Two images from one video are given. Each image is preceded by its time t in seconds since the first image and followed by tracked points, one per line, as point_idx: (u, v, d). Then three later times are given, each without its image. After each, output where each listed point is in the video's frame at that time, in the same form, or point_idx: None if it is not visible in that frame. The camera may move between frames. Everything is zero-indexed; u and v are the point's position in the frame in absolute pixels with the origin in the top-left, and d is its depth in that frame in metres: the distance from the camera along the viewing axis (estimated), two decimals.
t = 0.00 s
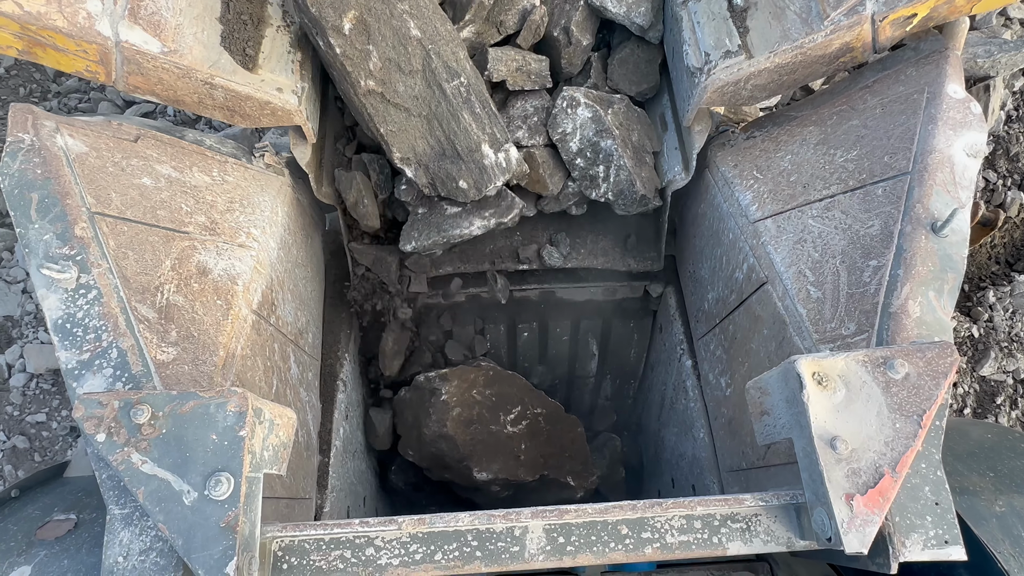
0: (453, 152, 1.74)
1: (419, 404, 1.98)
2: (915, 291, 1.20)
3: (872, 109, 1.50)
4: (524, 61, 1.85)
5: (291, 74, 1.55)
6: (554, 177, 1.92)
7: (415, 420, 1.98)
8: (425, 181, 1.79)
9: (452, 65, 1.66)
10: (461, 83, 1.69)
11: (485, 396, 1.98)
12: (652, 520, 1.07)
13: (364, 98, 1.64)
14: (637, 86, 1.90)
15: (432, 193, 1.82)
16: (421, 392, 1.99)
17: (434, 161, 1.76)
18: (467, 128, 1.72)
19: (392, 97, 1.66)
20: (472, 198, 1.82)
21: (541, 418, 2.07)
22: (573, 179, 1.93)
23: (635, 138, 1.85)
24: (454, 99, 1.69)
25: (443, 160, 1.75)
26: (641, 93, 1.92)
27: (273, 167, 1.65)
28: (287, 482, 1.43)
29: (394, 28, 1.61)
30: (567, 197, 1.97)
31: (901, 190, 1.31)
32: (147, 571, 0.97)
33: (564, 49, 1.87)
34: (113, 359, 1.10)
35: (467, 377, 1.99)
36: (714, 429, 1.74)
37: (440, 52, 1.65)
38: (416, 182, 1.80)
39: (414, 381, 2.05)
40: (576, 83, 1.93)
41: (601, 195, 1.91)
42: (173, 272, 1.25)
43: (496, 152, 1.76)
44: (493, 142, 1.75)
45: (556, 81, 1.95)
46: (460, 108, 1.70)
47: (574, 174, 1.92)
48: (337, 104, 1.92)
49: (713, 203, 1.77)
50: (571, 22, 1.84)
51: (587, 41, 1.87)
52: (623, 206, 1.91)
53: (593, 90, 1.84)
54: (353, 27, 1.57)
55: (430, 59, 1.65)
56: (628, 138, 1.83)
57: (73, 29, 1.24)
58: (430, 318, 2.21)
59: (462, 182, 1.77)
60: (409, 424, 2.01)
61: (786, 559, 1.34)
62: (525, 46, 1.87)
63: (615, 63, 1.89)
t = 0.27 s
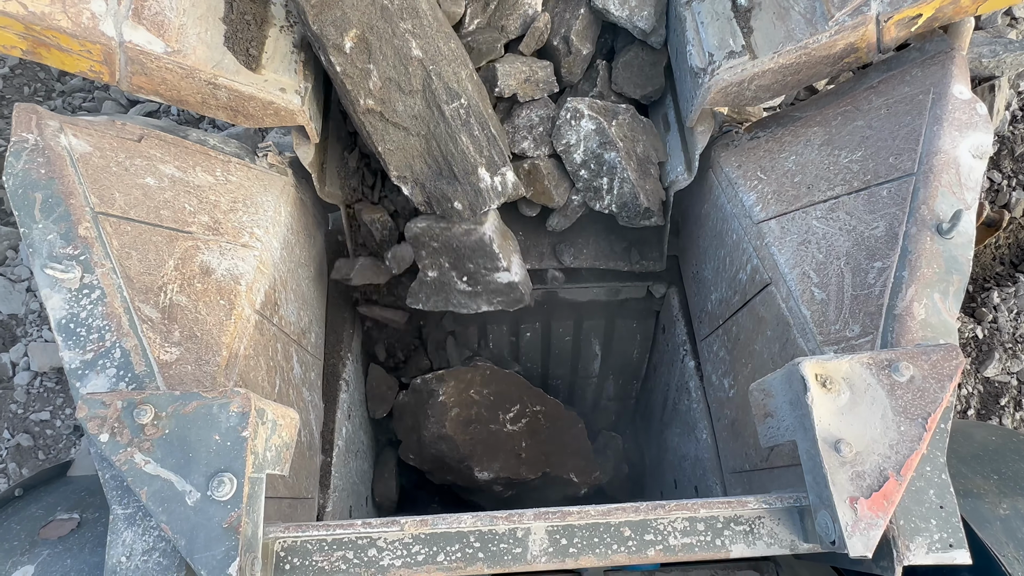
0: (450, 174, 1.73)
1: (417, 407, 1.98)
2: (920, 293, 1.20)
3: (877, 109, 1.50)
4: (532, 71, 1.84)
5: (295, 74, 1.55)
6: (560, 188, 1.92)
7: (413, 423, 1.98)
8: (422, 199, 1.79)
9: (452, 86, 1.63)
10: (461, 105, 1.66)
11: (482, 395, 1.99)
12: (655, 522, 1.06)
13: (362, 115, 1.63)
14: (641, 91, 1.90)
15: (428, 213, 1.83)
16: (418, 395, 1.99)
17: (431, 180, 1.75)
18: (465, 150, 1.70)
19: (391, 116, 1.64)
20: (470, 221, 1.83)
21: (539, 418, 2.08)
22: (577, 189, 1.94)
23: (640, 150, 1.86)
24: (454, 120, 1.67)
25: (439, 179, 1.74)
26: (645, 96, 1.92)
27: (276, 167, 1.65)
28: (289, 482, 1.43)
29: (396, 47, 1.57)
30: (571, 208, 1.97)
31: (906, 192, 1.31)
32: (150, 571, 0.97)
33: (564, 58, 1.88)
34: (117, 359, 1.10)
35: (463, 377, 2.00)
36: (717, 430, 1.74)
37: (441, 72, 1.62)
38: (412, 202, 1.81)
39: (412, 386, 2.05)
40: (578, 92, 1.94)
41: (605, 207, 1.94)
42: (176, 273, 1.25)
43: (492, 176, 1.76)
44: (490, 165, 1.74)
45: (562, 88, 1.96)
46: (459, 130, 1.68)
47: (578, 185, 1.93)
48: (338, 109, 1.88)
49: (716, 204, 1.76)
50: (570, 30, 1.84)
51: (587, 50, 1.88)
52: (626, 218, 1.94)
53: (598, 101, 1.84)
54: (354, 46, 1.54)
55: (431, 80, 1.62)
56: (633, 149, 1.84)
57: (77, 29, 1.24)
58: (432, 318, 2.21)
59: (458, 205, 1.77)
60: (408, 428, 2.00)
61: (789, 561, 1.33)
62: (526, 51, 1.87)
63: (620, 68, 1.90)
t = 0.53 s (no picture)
0: (452, 182, 1.76)
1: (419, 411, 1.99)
2: (927, 295, 1.19)
3: (884, 110, 1.49)
4: (540, 74, 1.86)
5: (299, 73, 1.55)
6: (566, 196, 1.91)
7: (415, 427, 1.99)
8: (423, 207, 1.82)
9: (457, 96, 1.64)
10: (465, 113, 1.67)
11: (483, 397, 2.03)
12: (659, 524, 1.06)
13: (365, 123, 1.64)
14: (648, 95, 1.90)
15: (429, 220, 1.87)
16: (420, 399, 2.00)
17: (433, 188, 1.78)
18: (468, 159, 1.72)
19: (395, 124, 1.65)
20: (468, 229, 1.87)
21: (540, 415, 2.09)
22: (582, 199, 1.94)
23: (646, 159, 1.84)
24: (456, 129, 1.68)
25: (442, 188, 1.77)
26: (651, 99, 1.91)
27: (281, 166, 1.65)
28: (293, 481, 1.43)
29: (400, 56, 1.57)
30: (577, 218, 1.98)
31: (913, 193, 1.30)
32: (155, 571, 0.97)
33: (570, 63, 1.87)
34: (122, 358, 1.10)
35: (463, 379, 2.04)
36: (720, 431, 1.73)
37: (446, 81, 1.62)
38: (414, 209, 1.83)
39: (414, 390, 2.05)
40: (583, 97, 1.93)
41: (609, 217, 1.94)
42: (180, 272, 1.25)
43: (495, 186, 1.78)
44: (492, 174, 1.76)
45: (568, 92, 1.96)
46: (461, 138, 1.69)
47: (583, 194, 1.92)
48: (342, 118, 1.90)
49: (721, 204, 1.76)
50: (574, 36, 1.84)
51: (593, 54, 1.87)
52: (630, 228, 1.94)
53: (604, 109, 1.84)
54: (359, 53, 1.54)
55: (436, 87, 1.62)
56: (638, 159, 1.82)
57: (83, 28, 1.24)
58: (435, 317, 2.19)
59: (459, 212, 1.80)
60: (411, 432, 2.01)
61: (793, 563, 1.32)
62: (530, 54, 1.88)
63: (626, 71, 1.89)
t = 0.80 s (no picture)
0: (449, 194, 1.76)
1: (424, 412, 2.01)
2: (931, 296, 1.19)
3: (889, 110, 1.48)
4: (543, 84, 1.84)
5: (303, 73, 1.55)
6: (572, 207, 1.92)
7: (421, 429, 2.01)
8: (421, 216, 1.82)
9: (456, 108, 1.63)
10: (464, 126, 1.65)
11: (486, 394, 2.05)
12: (661, 524, 1.06)
13: (364, 133, 1.64)
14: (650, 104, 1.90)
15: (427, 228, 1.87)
16: (424, 400, 2.02)
17: (431, 198, 1.78)
18: (467, 172, 1.71)
19: (393, 134, 1.65)
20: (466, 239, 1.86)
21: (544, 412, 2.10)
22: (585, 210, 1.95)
23: (648, 172, 1.84)
24: (455, 142, 1.66)
25: (439, 199, 1.77)
26: (655, 106, 1.91)
27: (284, 165, 1.66)
28: (296, 480, 1.43)
29: (401, 66, 1.57)
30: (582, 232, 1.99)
31: (918, 194, 1.30)
32: (158, 568, 0.97)
33: (572, 69, 1.87)
34: (125, 357, 1.11)
35: (467, 378, 2.05)
36: (723, 432, 1.73)
37: (446, 92, 1.61)
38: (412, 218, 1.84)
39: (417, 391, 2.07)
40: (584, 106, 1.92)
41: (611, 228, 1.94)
42: (184, 271, 1.25)
43: (492, 199, 1.77)
44: (490, 188, 1.75)
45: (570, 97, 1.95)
46: (460, 151, 1.68)
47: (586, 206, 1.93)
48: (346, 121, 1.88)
49: (724, 204, 1.76)
50: (578, 40, 1.84)
51: (595, 60, 1.87)
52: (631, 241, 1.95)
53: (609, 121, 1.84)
54: (360, 63, 1.54)
55: (436, 98, 1.61)
56: (641, 173, 1.83)
57: (87, 27, 1.25)
58: (438, 316, 2.21)
59: (456, 224, 1.81)
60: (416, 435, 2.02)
61: (795, 564, 1.32)
62: (532, 59, 1.86)
63: (630, 81, 1.89)
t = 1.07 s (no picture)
0: (451, 203, 1.74)
1: (430, 417, 1.95)
2: (933, 295, 1.19)
3: (892, 109, 1.48)
4: (550, 91, 1.87)
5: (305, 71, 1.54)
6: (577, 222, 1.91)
7: (426, 434, 1.95)
8: (423, 224, 1.81)
9: (459, 115, 1.62)
10: (467, 134, 1.65)
11: (495, 398, 1.99)
12: (662, 522, 1.06)
13: (367, 140, 1.63)
14: (654, 105, 1.90)
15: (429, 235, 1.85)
16: (429, 406, 1.95)
17: (433, 205, 1.77)
18: (468, 181, 1.70)
19: (396, 142, 1.65)
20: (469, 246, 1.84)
21: (545, 411, 2.05)
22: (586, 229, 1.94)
23: (654, 194, 1.84)
24: (458, 151, 1.66)
25: (442, 206, 1.76)
26: (660, 108, 1.91)
27: (287, 163, 1.66)
28: (298, 477, 1.44)
29: (405, 74, 1.57)
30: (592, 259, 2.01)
31: (920, 192, 1.29)
32: (160, 565, 0.98)
33: (575, 71, 1.88)
34: (128, 354, 1.11)
35: (475, 383, 1.98)
36: (725, 430, 1.73)
37: (449, 100, 1.61)
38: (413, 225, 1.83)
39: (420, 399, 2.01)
40: (585, 107, 1.93)
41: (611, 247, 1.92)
42: (186, 268, 1.26)
43: (494, 208, 1.75)
44: (493, 196, 1.73)
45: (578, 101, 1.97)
46: (462, 159, 1.67)
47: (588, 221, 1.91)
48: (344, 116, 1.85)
49: (727, 203, 1.76)
50: (579, 44, 1.86)
51: (598, 64, 1.88)
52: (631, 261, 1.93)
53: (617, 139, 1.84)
54: (363, 70, 1.54)
55: (439, 108, 1.61)
56: (645, 194, 1.82)
57: (91, 26, 1.25)
58: (439, 315, 2.21)
59: (458, 232, 1.78)
60: (421, 441, 1.96)
61: (797, 563, 1.32)
62: (535, 65, 1.88)
63: (632, 83, 1.91)
